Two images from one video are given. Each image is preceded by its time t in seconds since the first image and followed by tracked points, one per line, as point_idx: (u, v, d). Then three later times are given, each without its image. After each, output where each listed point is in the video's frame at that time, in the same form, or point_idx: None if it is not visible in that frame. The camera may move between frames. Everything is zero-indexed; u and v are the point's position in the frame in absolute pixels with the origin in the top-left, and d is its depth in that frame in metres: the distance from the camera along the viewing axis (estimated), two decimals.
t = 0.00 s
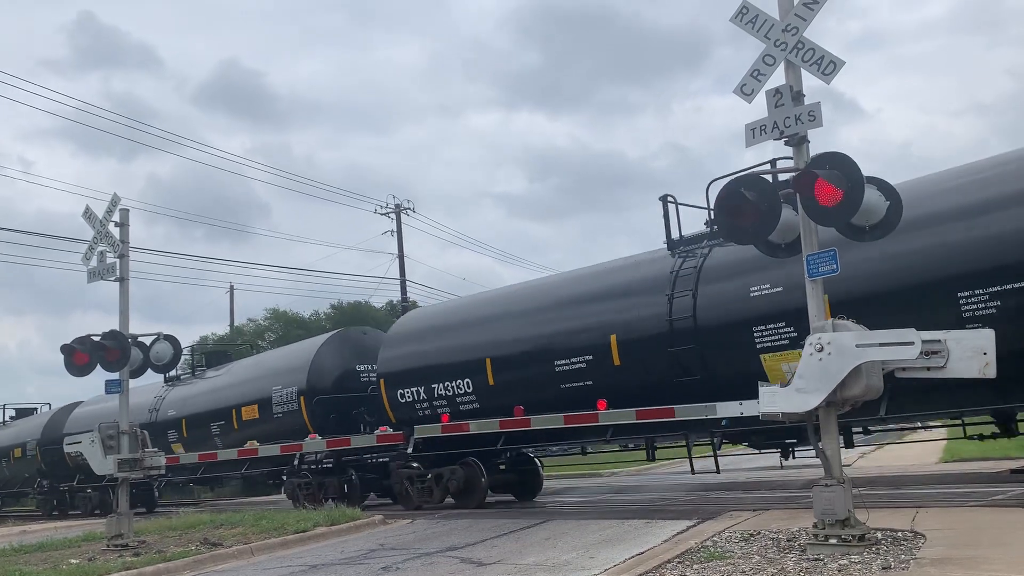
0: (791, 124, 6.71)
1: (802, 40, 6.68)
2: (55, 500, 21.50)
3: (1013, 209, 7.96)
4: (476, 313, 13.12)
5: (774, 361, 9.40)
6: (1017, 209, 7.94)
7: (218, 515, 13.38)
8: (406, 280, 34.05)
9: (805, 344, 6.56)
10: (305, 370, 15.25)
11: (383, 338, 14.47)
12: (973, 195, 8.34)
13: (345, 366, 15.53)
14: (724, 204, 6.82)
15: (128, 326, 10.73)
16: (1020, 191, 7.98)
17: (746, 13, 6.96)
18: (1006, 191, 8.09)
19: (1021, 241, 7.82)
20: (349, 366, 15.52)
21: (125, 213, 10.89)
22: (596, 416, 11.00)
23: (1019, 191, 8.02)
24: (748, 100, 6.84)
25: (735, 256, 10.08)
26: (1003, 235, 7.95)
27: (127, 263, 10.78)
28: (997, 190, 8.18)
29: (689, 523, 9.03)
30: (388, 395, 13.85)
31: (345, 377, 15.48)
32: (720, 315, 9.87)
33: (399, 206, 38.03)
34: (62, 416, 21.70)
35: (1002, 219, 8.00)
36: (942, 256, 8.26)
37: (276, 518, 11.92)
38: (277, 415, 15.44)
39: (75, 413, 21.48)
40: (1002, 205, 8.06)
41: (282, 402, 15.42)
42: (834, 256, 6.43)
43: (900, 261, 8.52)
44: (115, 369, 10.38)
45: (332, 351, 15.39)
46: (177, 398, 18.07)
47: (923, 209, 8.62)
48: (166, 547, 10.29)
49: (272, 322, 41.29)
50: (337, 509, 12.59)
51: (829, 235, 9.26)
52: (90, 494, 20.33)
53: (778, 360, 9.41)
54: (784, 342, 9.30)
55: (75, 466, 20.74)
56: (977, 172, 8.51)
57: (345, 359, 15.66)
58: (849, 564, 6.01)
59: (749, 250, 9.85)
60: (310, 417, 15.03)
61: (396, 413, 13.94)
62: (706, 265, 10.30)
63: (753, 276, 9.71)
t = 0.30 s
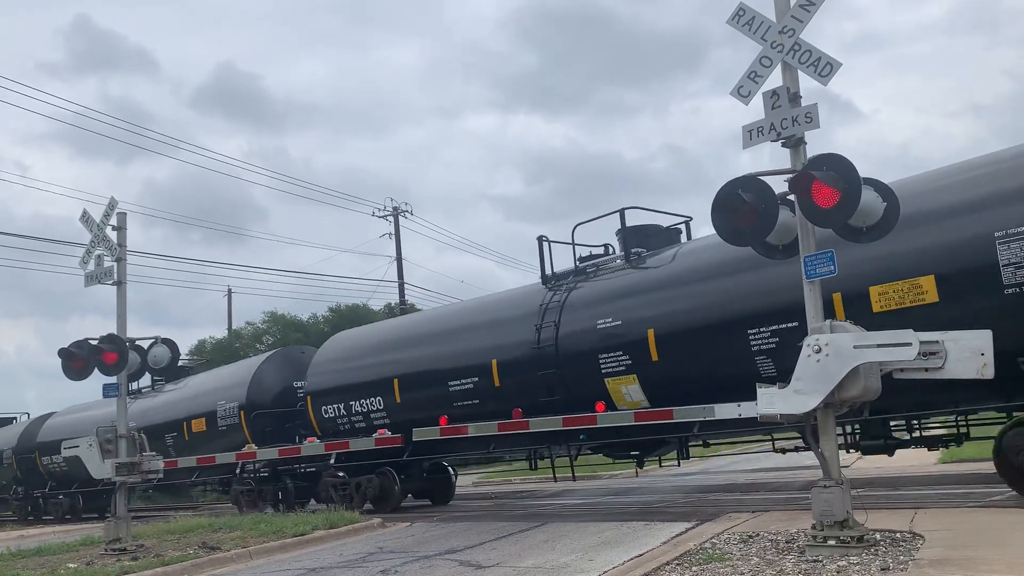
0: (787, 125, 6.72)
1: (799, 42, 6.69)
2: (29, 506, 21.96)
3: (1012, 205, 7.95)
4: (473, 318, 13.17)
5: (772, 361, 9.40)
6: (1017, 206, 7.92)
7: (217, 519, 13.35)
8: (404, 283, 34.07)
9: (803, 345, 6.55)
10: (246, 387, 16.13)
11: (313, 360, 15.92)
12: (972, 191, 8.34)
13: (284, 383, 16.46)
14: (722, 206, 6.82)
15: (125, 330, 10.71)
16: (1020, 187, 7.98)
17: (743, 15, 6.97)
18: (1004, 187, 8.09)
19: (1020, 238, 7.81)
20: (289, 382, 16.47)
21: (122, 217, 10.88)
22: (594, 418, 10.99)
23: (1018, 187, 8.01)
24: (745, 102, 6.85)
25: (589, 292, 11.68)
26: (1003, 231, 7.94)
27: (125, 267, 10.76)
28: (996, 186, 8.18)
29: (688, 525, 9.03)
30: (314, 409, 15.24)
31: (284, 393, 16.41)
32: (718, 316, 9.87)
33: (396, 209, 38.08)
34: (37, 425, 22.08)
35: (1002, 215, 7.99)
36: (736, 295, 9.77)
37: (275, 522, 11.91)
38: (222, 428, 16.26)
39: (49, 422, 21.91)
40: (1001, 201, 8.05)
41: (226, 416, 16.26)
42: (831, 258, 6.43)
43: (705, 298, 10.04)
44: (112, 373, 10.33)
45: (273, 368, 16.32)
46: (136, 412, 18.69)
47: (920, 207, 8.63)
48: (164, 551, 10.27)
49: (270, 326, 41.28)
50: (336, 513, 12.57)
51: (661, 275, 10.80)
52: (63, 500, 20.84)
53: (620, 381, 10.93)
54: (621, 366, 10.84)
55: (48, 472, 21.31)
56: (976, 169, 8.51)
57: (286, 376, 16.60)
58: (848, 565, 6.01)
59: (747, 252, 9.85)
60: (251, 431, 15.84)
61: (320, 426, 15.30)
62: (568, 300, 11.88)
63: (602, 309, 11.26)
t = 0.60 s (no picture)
0: (783, 125, 6.73)
1: (794, 41, 6.70)
2: (5, 512, 22.34)
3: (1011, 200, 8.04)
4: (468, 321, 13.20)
5: (768, 359, 9.43)
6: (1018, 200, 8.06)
7: (215, 522, 13.34)
8: (401, 284, 34.10)
9: (799, 344, 6.56)
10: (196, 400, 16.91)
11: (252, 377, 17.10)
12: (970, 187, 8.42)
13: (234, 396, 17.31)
14: (718, 205, 6.82)
15: (122, 334, 10.69)
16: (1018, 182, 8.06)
17: (738, 15, 6.98)
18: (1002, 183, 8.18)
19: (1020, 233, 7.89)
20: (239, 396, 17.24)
21: (119, 220, 10.86)
22: (592, 419, 10.98)
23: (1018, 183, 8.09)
24: (740, 102, 6.86)
25: (478, 321, 13.06)
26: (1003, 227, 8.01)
27: (121, 270, 10.75)
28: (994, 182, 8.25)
29: (687, 525, 9.03)
30: (251, 423, 16.38)
31: (232, 407, 17.20)
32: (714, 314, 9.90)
33: (393, 211, 38.12)
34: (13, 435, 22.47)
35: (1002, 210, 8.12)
36: (586, 326, 11.26)
37: (274, 525, 11.90)
38: (175, 439, 17.01)
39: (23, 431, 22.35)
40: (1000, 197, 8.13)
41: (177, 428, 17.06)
42: (827, 257, 6.44)
43: (564, 330, 11.52)
44: (109, 377, 10.31)
45: (223, 383, 17.15)
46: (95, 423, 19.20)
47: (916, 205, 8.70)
48: (163, 555, 10.25)
49: (268, 329, 41.30)
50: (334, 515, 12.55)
51: (611, 286, 11.32)
52: (36, 506, 21.21)
53: (500, 399, 12.32)
54: (500, 387, 12.24)
55: (21, 481, 21.57)
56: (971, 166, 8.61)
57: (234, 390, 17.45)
58: (846, 564, 6.02)
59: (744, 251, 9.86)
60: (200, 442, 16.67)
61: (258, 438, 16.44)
62: (462, 327, 13.23)
63: (489, 336, 12.63)
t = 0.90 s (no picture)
0: (778, 124, 6.74)
1: (789, 41, 6.70)
2: None
3: (1010, 199, 8.02)
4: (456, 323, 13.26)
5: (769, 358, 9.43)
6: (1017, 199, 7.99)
7: (212, 524, 13.32)
8: (397, 285, 34.14)
9: (796, 344, 6.57)
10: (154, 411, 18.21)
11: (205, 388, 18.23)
12: (970, 185, 8.41)
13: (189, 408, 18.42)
14: (714, 205, 6.82)
15: (118, 336, 10.67)
16: (1016, 181, 8.05)
17: (733, 15, 6.99)
18: (1002, 181, 8.15)
19: (1018, 232, 7.89)
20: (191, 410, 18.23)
21: (114, 222, 10.85)
22: (589, 419, 10.99)
23: (1017, 181, 8.08)
24: (735, 101, 6.86)
25: (388, 346, 14.22)
26: (1003, 225, 8.01)
27: (117, 272, 10.73)
28: (993, 180, 8.23)
29: (684, 525, 9.04)
30: (198, 434, 17.50)
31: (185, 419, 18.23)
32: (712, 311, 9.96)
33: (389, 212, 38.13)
34: None
35: (1000, 209, 8.06)
36: (471, 351, 12.56)
37: (271, 526, 11.89)
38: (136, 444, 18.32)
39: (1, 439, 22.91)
40: (1000, 195, 8.12)
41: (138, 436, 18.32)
42: (823, 257, 6.44)
43: (454, 355, 12.79)
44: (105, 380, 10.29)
45: (179, 395, 18.43)
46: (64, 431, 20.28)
47: (915, 202, 8.69)
48: (159, 558, 10.23)
49: (264, 330, 41.30)
50: (331, 516, 12.53)
51: (608, 282, 11.25)
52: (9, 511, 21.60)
53: (404, 416, 13.54)
54: (403, 404, 13.48)
55: None
56: (971, 163, 8.58)
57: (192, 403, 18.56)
58: (843, 563, 6.02)
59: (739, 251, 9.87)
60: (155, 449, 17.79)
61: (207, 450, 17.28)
62: (428, 333, 13.58)
63: (447, 344, 13.04)
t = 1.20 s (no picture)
0: (776, 124, 6.74)
1: (787, 40, 6.71)
2: None
3: (1011, 202, 7.95)
4: (447, 323, 13.39)
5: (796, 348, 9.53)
6: (1018, 202, 7.90)
7: (210, 524, 13.32)
8: (397, 285, 34.17)
9: (794, 343, 6.58)
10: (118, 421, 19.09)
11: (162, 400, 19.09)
12: (970, 187, 8.33)
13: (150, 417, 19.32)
14: (712, 204, 6.83)
15: (115, 337, 10.67)
16: (1016, 184, 7.97)
17: (730, 15, 6.99)
18: (1003, 183, 8.08)
19: (1020, 235, 7.82)
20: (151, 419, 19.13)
21: (112, 223, 10.83)
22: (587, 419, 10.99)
23: (1018, 184, 8.00)
24: (733, 101, 6.87)
25: (317, 363, 15.53)
26: (1004, 228, 7.93)
27: (114, 273, 10.72)
28: (994, 183, 8.16)
29: (683, 524, 9.04)
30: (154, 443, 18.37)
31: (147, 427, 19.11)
32: (713, 309, 10.15)
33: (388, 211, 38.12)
34: None
35: (1000, 213, 7.98)
36: (382, 371, 13.93)
37: (269, 527, 11.89)
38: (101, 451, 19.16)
39: None
40: (1000, 198, 8.05)
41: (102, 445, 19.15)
42: (820, 256, 6.45)
43: (367, 374, 14.12)
44: (102, 380, 10.29)
45: (140, 405, 19.30)
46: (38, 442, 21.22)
47: (915, 205, 8.63)
48: (157, 558, 10.23)
49: (263, 330, 41.30)
50: (329, 516, 12.52)
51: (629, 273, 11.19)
52: None
53: (326, 428, 14.85)
54: (353, 412, 14.28)
55: None
56: (971, 166, 8.50)
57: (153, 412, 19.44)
58: (841, 562, 6.03)
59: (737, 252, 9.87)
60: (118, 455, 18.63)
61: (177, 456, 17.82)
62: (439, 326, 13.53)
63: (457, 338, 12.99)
